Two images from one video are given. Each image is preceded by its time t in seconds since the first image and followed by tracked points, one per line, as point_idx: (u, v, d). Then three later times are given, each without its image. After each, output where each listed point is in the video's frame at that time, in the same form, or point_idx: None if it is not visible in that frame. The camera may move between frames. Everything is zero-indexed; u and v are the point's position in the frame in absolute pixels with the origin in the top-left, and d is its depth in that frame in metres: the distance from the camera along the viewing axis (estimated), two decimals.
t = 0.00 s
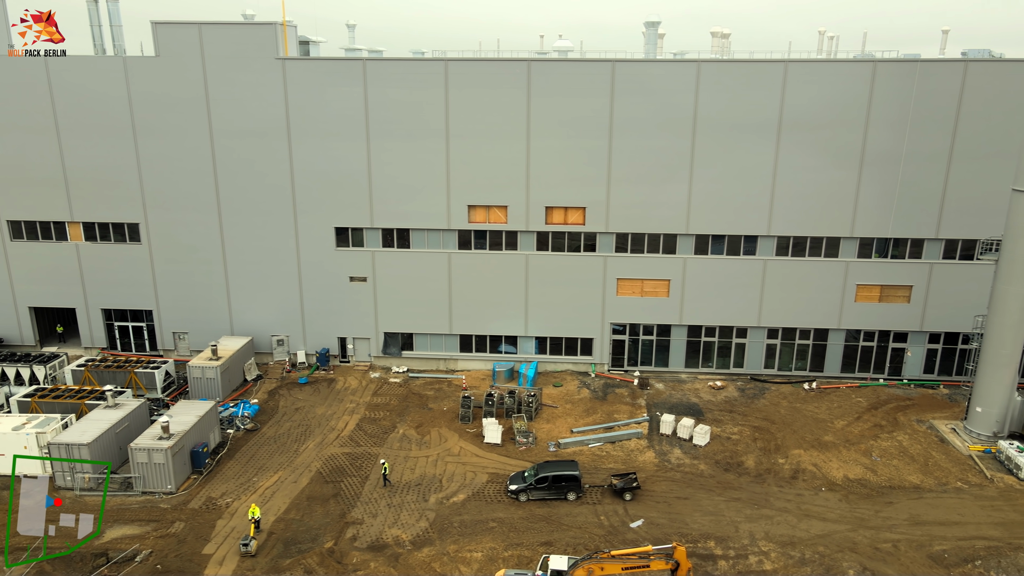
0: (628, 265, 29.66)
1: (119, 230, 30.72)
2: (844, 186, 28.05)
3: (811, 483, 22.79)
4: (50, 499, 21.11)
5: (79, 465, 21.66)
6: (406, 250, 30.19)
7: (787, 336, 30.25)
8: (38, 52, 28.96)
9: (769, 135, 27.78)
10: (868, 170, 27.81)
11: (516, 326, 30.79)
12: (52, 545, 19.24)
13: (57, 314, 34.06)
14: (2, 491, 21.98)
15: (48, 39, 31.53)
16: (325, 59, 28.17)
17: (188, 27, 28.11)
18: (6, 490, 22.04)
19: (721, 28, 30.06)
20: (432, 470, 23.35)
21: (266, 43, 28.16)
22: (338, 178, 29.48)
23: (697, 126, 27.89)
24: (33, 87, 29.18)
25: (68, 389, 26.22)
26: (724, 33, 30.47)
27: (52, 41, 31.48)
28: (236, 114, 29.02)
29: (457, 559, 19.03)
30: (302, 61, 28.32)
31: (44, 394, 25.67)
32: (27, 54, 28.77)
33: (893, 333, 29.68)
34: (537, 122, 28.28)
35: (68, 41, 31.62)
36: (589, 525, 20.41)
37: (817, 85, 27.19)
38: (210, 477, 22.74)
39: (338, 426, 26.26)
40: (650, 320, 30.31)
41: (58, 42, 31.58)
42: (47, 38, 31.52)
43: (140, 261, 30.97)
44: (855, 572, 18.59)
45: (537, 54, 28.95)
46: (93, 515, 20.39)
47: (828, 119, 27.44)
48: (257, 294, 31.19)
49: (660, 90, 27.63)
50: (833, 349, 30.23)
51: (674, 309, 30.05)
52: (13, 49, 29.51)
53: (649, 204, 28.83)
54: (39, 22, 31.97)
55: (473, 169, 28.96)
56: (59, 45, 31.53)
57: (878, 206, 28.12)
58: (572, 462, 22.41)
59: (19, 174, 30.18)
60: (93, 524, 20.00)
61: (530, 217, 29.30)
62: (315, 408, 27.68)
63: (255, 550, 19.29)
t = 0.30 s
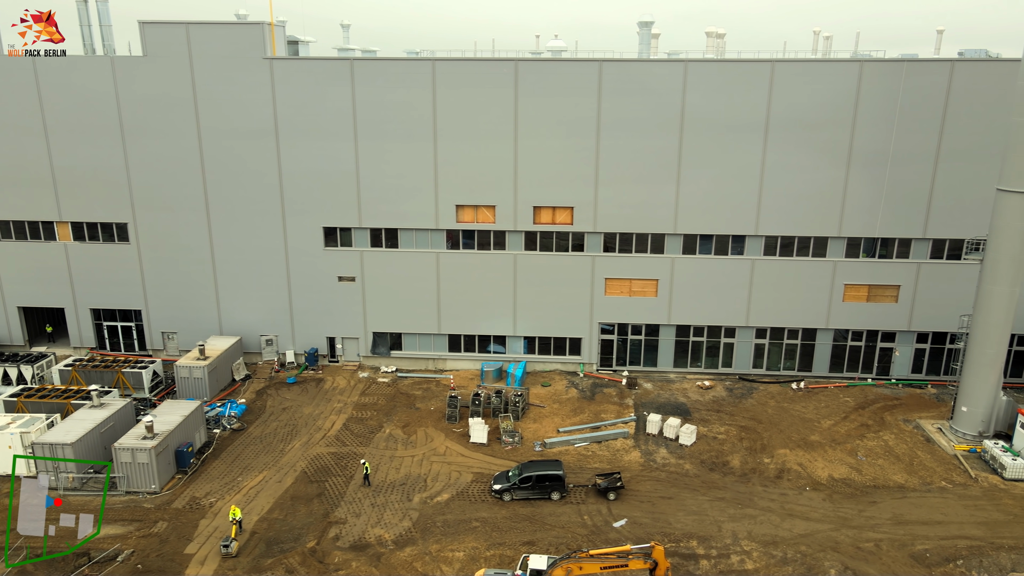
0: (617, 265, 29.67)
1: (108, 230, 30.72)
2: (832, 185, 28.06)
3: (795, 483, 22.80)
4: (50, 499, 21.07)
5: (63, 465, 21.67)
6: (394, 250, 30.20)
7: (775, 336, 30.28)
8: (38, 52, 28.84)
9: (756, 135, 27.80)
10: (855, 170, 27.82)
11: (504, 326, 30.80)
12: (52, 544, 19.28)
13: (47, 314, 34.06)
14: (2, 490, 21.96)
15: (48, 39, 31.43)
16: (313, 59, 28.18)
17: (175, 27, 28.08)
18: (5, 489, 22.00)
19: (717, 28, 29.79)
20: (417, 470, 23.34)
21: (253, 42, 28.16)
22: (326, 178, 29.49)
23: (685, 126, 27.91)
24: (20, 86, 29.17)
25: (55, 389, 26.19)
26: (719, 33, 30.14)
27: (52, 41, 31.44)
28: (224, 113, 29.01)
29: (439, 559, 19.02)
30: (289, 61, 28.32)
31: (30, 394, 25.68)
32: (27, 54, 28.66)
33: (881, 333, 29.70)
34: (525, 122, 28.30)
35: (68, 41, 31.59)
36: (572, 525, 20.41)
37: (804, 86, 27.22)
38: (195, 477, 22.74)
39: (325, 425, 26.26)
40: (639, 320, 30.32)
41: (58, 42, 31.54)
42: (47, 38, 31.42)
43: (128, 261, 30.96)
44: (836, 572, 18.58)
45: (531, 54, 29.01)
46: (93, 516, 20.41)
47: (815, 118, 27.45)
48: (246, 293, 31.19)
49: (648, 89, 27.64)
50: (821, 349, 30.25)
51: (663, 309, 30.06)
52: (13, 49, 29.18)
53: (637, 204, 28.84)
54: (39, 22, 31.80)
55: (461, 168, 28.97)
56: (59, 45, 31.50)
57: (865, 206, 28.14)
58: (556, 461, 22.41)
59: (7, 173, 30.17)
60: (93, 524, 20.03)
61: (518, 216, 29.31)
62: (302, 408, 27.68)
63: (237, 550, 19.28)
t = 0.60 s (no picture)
0: (605, 265, 29.68)
1: (96, 229, 30.71)
2: (819, 185, 28.08)
3: (780, 482, 22.81)
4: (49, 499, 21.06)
5: (46, 464, 21.65)
6: (383, 250, 30.21)
7: (764, 336, 30.29)
8: (38, 52, 28.74)
9: (743, 135, 27.81)
10: (843, 170, 27.85)
11: (493, 326, 30.81)
12: (52, 544, 19.20)
13: (36, 314, 34.05)
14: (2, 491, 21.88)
15: (48, 39, 31.45)
16: (300, 59, 28.19)
17: (163, 26, 28.08)
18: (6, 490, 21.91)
19: (711, 28, 29.65)
20: (402, 469, 23.34)
21: (241, 42, 28.17)
22: (314, 178, 29.50)
23: (672, 126, 27.93)
24: (8, 85, 29.16)
25: (41, 389, 26.15)
26: (715, 34, 29.96)
27: (51, 41, 31.45)
28: (211, 113, 29.02)
29: (421, 559, 19.00)
30: (277, 60, 28.33)
31: (16, 393, 25.68)
32: (27, 54, 28.56)
33: (869, 332, 29.72)
34: (512, 122, 28.31)
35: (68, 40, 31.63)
36: (556, 525, 20.40)
37: (791, 86, 27.24)
38: (179, 477, 22.72)
39: (312, 425, 26.25)
40: (627, 319, 30.35)
41: (58, 42, 31.57)
42: (47, 38, 31.44)
43: (117, 260, 30.96)
44: (818, 571, 18.58)
45: (524, 54, 29.14)
46: (93, 516, 20.35)
47: (802, 118, 27.46)
48: (234, 293, 31.19)
49: (636, 89, 27.66)
50: (809, 349, 30.26)
51: (651, 308, 30.08)
52: (13, 49, 28.87)
53: (625, 204, 28.86)
54: (38, 21, 31.76)
55: (449, 168, 28.98)
56: (60, 46, 31.57)
57: (852, 207, 28.18)
58: (541, 461, 22.41)
59: None
60: (93, 524, 19.96)
61: (506, 216, 29.32)
62: (290, 408, 27.68)
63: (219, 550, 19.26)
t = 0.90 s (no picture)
0: (593, 264, 29.69)
1: (85, 229, 30.72)
2: (807, 185, 28.09)
3: (765, 481, 22.82)
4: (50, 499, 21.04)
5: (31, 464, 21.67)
6: (371, 249, 30.21)
7: (752, 336, 30.31)
8: (38, 52, 28.73)
9: (730, 134, 27.81)
10: (830, 169, 27.85)
11: (482, 325, 30.82)
12: (52, 545, 19.16)
13: (26, 313, 34.04)
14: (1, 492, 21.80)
15: (48, 39, 31.54)
16: (288, 59, 28.19)
17: (151, 26, 28.09)
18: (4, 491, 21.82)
19: (707, 29, 29.01)
20: (388, 469, 23.34)
21: (229, 41, 28.17)
22: (302, 177, 29.50)
23: (660, 126, 27.93)
24: None
25: (28, 388, 26.19)
26: (710, 33, 29.35)
27: (52, 41, 31.53)
28: (200, 113, 29.03)
29: (403, 558, 19.00)
30: (265, 60, 28.31)
31: (3, 393, 25.72)
32: (26, 54, 28.55)
33: (857, 332, 29.74)
34: (500, 122, 28.32)
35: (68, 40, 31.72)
36: (539, 524, 20.41)
37: (778, 86, 27.24)
38: (164, 477, 22.73)
39: (299, 425, 26.25)
40: (616, 319, 30.36)
41: (58, 42, 31.57)
42: (47, 38, 31.53)
43: (106, 260, 30.96)
44: (800, 570, 18.59)
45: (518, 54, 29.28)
46: (93, 517, 20.35)
47: (790, 118, 27.46)
48: (223, 293, 31.19)
49: (624, 88, 27.65)
50: (798, 348, 30.27)
51: (640, 308, 30.08)
52: (12, 48, 28.75)
53: (613, 204, 28.86)
54: (39, 21, 31.73)
55: (437, 168, 28.99)
56: (60, 45, 31.66)
57: (840, 207, 28.19)
58: (526, 460, 22.41)
59: None
60: (93, 525, 19.98)
61: (494, 215, 29.32)
62: (278, 407, 27.70)
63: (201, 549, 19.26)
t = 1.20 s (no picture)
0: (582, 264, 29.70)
1: (74, 228, 30.71)
2: (795, 184, 28.09)
3: (750, 481, 22.82)
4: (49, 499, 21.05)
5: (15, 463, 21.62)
6: (360, 249, 30.20)
7: (741, 335, 30.33)
8: (38, 52, 28.69)
9: (718, 134, 27.81)
10: (818, 169, 27.86)
11: (471, 325, 30.83)
12: (52, 544, 19.12)
13: (16, 313, 34.02)
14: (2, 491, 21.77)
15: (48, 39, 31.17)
16: (277, 58, 28.18)
17: (139, 25, 28.09)
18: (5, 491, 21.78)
19: (701, 29, 29.14)
20: (374, 468, 23.34)
21: (217, 40, 28.15)
22: (291, 177, 29.49)
23: (648, 126, 27.95)
24: None
25: (16, 386, 26.22)
26: (705, 33, 29.50)
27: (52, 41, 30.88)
28: (188, 112, 29.03)
29: (386, 557, 18.99)
30: (253, 60, 28.30)
31: None
32: (26, 54, 28.51)
33: (846, 331, 29.76)
34: (489, 122, 28.32)
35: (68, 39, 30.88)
36: (523, 523, 20.41)
37: (766, 86, 27.24)
38: (149, 476, 22.72)
39: (286, 424, 26.25)
40: (605, 319, 30.37)
41: (58, 41, 30.77)
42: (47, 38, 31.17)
43: (95, 259, 30.96)
44: (782, 569, 18.58)
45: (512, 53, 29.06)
46: (93, 517, 20.38)
47: (777, 117, 27.46)
48: (212, 292, 31.19)
49: (612, 88, 27.65)
50: (787, 347, 30.28)
51: (629, 307, 30.09)
52: (13, 49, 28.71)
53: (601, 203, 28.87)
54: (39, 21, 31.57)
55: (426, 167, 28.99)
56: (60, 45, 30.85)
57: (828, 206, 28.20)
58: (511, 460, 22.41)
59: None
60: (93, 524, 20.03)
61: (483, 214, 29.32)
62: (266, 406, 27.70)
63: (184, 548, 19.26)
